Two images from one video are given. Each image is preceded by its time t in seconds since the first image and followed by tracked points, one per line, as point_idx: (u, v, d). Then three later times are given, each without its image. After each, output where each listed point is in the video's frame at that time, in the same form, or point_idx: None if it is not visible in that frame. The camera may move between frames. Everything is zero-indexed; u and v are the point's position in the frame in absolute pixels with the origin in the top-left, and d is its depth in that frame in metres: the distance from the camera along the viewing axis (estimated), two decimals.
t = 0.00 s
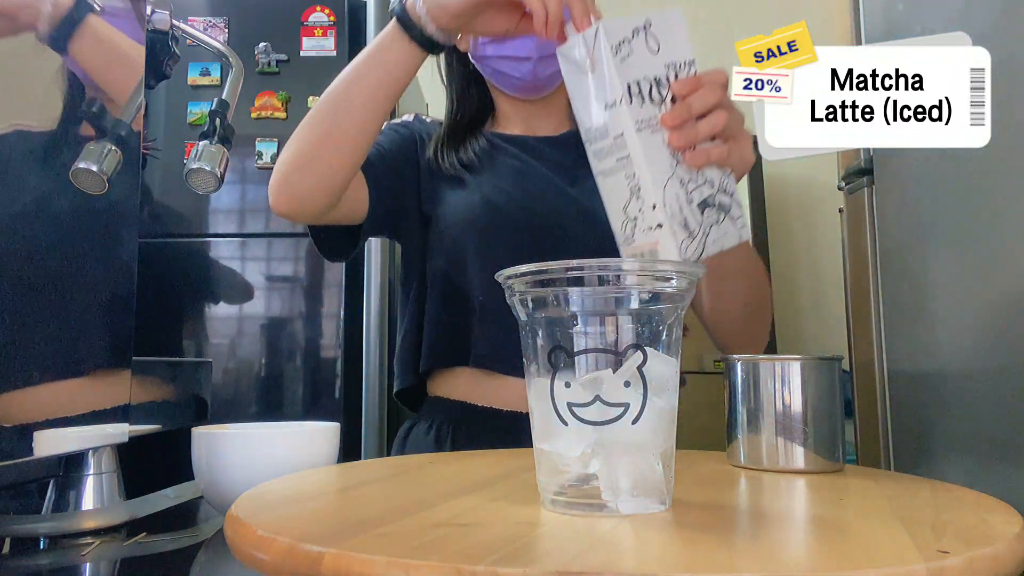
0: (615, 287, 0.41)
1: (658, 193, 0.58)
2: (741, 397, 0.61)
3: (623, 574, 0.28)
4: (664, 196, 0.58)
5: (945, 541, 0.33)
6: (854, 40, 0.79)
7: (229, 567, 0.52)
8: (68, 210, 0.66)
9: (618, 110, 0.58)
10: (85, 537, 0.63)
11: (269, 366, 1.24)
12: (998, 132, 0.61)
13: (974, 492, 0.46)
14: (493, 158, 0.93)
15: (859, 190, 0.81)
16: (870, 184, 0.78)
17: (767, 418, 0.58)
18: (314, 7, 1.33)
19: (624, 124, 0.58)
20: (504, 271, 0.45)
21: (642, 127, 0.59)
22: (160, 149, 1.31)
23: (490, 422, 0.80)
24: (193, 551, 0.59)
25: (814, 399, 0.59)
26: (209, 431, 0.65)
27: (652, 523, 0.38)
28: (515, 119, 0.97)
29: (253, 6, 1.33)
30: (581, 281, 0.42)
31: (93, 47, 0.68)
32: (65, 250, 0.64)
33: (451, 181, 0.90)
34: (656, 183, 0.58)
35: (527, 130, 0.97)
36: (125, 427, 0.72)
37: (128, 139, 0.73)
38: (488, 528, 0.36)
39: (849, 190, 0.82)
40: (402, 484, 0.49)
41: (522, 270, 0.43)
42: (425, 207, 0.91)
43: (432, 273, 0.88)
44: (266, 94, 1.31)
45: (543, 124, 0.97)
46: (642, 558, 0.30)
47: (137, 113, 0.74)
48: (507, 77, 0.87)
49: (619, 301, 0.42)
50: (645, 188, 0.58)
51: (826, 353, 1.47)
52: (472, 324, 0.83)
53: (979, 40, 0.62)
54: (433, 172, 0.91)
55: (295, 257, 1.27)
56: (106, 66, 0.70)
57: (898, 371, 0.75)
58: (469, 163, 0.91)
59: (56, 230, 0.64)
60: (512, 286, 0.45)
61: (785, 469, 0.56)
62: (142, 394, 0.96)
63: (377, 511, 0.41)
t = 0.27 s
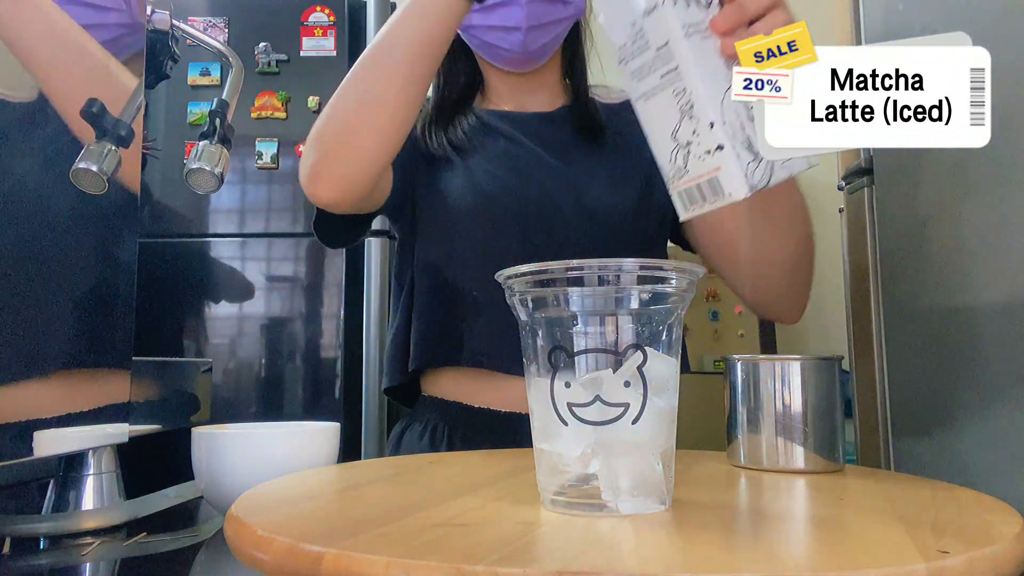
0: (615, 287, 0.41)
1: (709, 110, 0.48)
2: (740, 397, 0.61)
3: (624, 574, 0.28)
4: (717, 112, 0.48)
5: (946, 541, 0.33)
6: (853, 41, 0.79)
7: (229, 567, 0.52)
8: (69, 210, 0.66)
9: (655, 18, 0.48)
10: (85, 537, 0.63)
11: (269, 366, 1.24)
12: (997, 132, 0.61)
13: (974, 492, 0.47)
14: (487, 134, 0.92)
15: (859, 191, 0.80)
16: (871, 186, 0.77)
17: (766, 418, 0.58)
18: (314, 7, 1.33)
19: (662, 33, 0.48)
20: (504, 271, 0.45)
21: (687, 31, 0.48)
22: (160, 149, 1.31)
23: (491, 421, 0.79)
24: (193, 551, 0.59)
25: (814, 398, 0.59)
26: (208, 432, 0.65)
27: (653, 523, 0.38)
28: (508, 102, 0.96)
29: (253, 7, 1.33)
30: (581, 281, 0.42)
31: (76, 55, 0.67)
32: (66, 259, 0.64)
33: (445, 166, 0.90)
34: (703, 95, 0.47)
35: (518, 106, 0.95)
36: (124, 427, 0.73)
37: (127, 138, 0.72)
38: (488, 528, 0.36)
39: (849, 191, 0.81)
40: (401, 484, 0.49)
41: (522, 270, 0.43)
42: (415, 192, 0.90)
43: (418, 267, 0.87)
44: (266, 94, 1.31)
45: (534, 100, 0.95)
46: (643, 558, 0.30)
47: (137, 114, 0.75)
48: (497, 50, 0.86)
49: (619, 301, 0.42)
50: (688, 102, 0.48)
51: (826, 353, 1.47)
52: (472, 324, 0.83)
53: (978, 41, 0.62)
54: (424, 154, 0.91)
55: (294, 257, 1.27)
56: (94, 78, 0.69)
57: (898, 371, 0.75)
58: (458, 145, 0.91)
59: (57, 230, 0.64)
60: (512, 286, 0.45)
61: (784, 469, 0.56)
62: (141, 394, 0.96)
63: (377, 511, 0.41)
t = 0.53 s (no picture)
0: (614, 287, 0.41)
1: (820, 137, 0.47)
2: (741, 397, 0.61)
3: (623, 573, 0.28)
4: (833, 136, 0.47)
5: (946, 541, 0.33)
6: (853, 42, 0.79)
7: (229, 568, 0.52)
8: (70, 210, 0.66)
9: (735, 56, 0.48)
10: (85, 537, 0.63)
11: (269, 366, 1.24)
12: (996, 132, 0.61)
13: (975, 492, 0.47)
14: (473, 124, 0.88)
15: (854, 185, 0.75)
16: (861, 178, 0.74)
17: (766, 418, 0.58)
18: (314, 7, 1.33)
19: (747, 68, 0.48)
20: (504, 271, 0.45)
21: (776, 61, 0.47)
22: (160, 149, 1.31)
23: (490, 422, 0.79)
24: (192, 551, 0.59)
25: (814, 398, 0.59)
26: (209, 431, 0.65)
27: (653, 523, 0.38)
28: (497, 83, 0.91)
29: (253, 6, 1.33)
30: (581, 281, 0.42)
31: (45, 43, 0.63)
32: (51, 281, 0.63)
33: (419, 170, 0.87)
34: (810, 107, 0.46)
35: (510, 86, 0.91)
36: (125, 428, 0.72)
37: (128, 138, 0.71)
38: (487, 528, 0.36)
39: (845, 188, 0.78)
40: (401, 484, 0.49)
41: (522, 269, 0.43)
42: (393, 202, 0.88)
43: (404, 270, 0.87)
44: (266, 94, 1.31)
45: (525, 80, 0.92)
46: (642, 558, 0.31)
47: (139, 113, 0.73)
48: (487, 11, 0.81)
49: (618, 301, 0.42)
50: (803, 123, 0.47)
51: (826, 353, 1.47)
52: (472, 323, 0.83)
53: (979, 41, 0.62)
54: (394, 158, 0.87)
55: (294, 257, 1.27)
56: (66, 65, 0.66)
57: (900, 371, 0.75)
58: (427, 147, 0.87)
59: (57, 231, 0.64)
60: (512, 286, 0.45)
61: (785, 469, 0.56)
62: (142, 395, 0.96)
63: (376, 511, 0.40)
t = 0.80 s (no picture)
0: (613, 288, 0.41)
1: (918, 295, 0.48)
2: (741, 397, 0.61)
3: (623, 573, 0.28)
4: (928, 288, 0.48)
5: (946, 542, 0.33)
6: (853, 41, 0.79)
7: (229, 568, 0.52)
8: (71, 209, 0.66)
9: (800, 234, 0.46)
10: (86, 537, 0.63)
11: (269, 366, 1.24)
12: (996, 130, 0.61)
13: (975, 492, 0.47)
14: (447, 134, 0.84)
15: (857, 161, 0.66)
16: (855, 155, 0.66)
17: (766, 418, 0.58)
18: (315, 7, 1.33)
19: (827, 251, 0.46)
20: (504, 271, 0.44)
21: (842, 220, 0.45)
22: (160, 149, 1.31)
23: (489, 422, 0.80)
24: (193, 551, 0.59)
25: (815, 398, 0.59)
26: (208, 431, 0.66)
27: (654, 523, 0.38)
28: (479, 83, 0.88)
29: (253, 6, 1.33)
30: (580, 282, 0.41)
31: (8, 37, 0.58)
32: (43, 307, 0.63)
33: (385, 180, 0.84)
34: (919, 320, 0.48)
35: (490, 82, 0.88)
36: (125, 427, 0.72)
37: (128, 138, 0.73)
38: (486, 528, 0.36)
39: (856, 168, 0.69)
40: (401, 484, 0.49)
41: (522, 270, 0.43)
42: (364, 222, 0.88)
43: (388, 270, 0.85)
44: (266, 94, 1.31)
45: (506, 75, 0.88)
46: (642, 558, 0.31)
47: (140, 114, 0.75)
48: (457, 6, 0.76)
49: (618, 301, 0.42)
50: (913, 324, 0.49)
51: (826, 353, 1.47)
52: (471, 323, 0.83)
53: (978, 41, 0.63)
54: (361, 181, 0.85)
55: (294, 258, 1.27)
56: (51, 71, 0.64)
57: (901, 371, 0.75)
58: (397, 166, 0.83)
59: (57, 231, 0.64)
60: (512, 286, 0.45)
61: (785, 469, 0.56)
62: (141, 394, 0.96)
63: (376, 511, 0.40)
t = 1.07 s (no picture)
0: (613, 288, 0.41)
1: (954, 294, 0.46)
2: (740, 397, 0.61)
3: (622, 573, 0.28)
4: (963, 285, 0.46)
5: (946, 542, 0.33)
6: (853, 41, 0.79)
7: (229, 568, 0.52)
8: (70, 209, 0.66)
9: (824, 272, 0.46)
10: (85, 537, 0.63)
11: (269, 366, 1.24)
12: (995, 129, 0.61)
13: (975, 492, 0.47)
14: (436, 135, 0.84)
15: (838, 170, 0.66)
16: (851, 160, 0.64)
17: (766, 418, 0.58)
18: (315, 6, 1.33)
19: (852, 278, 0.46)
20: (504, 271, 0.44)
21: (860, 246, 0.45)
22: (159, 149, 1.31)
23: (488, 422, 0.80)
24: (193, 551, 0.59)
25: (815, 398, 0.58)
26: (208, 431, 0.66)
27: (653, 523, 0.38)
28: (466, 87, 0.88)
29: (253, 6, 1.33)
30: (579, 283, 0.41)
31: (12, 43, 0.59)
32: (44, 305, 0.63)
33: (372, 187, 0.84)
34: (966, 321, 0.46)
35: (476, 86, 0.87)
36: (125, 427, 0.72)
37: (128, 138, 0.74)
38: (486, 528, 0.36)
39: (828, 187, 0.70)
40: (401, 484, 0.49)
41: (522, 270, 0.43)
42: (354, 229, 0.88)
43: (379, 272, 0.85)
44: (266, 94, 1.31)
45: (492, 77, 0.87)
46: (641, 558, 0.31)
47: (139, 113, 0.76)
48: (434, 17, 0.75)
49: (617, 301, 0.42)
50: (959, 326, 0.47)
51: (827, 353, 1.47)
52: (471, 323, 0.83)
53: (978, 40, 0.63)
54: (348, 191, 0.85)
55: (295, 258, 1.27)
56: (55, 71, 0.65)
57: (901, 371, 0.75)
58: (382, 173, 0.82)
59: (56, 231, 0.64)
60: (512, 286, 0.45)
61: (785, 469, 0.56)
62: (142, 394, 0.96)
63: (375, 511, 0.40)
